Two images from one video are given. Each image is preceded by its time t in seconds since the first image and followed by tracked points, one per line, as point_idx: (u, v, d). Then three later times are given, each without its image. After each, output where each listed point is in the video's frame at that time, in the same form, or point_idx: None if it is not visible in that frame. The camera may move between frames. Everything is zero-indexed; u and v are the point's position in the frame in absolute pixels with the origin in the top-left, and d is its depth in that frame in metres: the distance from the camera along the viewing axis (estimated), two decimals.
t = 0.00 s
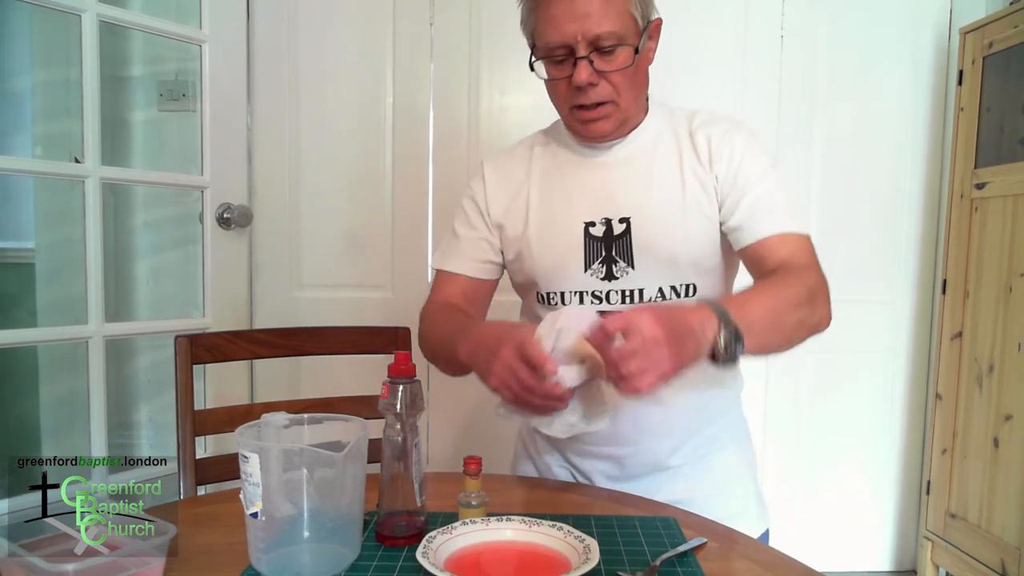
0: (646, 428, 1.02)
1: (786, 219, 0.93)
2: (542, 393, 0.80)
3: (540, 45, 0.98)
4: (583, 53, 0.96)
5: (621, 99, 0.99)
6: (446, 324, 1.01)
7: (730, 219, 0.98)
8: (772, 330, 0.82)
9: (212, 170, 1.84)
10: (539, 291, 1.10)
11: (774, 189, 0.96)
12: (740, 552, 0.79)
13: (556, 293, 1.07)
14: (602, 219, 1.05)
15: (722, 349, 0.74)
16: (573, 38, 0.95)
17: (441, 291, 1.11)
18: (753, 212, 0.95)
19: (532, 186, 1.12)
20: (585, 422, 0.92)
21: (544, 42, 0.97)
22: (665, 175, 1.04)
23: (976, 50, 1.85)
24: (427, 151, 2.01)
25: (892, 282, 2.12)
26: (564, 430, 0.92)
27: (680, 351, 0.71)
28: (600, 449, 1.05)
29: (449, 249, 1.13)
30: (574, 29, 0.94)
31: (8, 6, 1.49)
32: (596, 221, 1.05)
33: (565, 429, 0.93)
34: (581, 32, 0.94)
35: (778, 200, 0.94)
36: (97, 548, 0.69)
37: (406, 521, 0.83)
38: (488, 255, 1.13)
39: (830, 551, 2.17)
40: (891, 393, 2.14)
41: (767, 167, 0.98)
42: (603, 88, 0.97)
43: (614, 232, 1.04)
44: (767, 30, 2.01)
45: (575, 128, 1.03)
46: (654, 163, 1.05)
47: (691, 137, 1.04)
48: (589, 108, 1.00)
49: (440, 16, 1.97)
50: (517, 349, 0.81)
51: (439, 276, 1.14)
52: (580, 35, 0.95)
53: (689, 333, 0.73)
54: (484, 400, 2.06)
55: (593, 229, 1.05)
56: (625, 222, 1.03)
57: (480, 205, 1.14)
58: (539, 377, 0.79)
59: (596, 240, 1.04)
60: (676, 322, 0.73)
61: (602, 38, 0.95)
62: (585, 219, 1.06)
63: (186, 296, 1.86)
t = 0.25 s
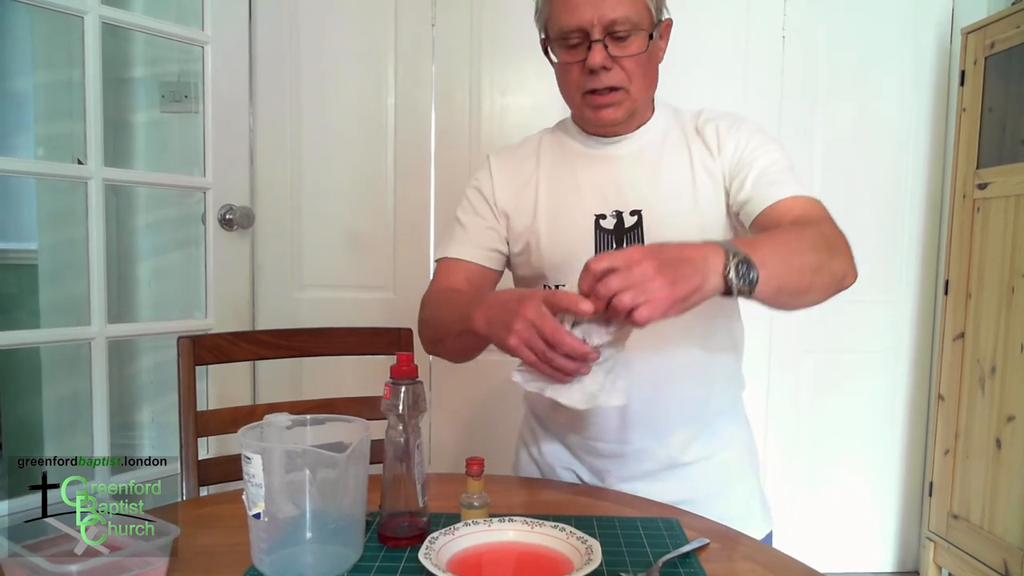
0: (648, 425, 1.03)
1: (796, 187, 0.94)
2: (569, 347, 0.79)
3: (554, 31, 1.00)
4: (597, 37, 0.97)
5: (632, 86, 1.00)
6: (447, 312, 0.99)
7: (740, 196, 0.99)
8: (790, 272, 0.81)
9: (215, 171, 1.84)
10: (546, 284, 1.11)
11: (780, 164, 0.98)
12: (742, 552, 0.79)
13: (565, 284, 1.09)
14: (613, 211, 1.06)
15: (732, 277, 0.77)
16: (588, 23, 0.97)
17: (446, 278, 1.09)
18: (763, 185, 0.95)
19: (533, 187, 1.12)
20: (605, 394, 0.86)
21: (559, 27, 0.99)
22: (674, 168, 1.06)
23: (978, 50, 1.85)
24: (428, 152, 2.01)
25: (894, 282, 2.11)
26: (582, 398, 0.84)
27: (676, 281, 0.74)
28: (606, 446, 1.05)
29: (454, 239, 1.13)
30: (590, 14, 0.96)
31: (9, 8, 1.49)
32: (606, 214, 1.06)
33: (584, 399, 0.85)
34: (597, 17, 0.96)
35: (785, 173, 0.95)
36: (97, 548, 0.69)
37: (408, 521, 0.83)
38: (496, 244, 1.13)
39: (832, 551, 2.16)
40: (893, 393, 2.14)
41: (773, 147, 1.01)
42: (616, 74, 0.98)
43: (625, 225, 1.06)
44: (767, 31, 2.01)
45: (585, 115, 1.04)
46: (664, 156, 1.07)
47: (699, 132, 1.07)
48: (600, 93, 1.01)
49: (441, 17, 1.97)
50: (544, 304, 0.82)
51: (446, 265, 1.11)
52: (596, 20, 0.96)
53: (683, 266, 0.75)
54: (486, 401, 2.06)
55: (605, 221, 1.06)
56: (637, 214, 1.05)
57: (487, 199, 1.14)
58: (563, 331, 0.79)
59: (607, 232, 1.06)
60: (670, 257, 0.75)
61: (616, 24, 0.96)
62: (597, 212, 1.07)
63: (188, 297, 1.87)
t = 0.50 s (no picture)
0: (659, 424, 1.03)
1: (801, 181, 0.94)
2: (584, 340, 0.78)
3: (564, 11, 1.02)
4: (606, 17, 0.99)
5: (637, 70, 1.00)
6: (460, 309, 0.99)
7: (745, 188, 1.00)
8: (795, 262, 0.82)
9: (216, 170, 1.84)
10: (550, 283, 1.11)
11: (784, 159, 0.98)
12: (744, 552, 0.79)
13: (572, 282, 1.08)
14: (619, 209, 1.06)
15: (735, 252, 0.77)
16: (598, 3, 0.98)
17: (459, 280, 1.08)
18: (768, 179, 0.96)
19: (535, 186, 1.12)
20: (629, 379, 0.84)
21: (570, 7, 1.01)
22: (680, 166, 1.06)
23: (979, 49, 1.84)
24: (429, 152, 2.01)
25: (895, 282, 2.11)
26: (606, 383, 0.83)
27: (679, 252, 0.75)
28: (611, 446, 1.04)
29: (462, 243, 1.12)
30: None
31: (10, 8, 1.49)
32: (613, 211, 1.07)
33: (608, 385, 0.83)
34: None
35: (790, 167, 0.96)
36: (97, 549, 0.69)
37: (410, 521, 0.83)
38: (504, 243, 1.12)
39: (833, 550, 2.16)
40: (894, 392, 2.14)
41: (778, 142, 1.01)
42: (623, 55, 0.98)
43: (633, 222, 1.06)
44: (768, 30, 2.00)
45: (587, 97, 1.03)
46: (669, 154, 1.07)
47: (706, 129, 1.07)
48: (605, 75, 1.00)
49: (442, 17, 1.97)
50: (554, 295, 0.81)
51: (455, 267, 1.11)
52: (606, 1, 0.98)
53: (687, 238, 0.76)
54: (487, 400, 2.06)
55: (611, 218, 1.06)
56: (643, 211, 1.05)
57: (493, 198, 1.14)
58: (576, 323, 0.78)
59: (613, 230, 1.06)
60: (673, 229, 0.76)
61: (627, 5, 0.98)
62: (603, 209, 1.07)
63: (189, 297, 1.87)
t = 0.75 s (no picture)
0: (660, 427, 1.02)
1: (804, 183, 0.94)
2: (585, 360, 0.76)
3: (567, 10, 1.02)
4: (608, 16, 0.99)
5: (639, 70, 1.00)
6: (466, 321, 0.98)
7: (747, 191, 1.00)
8: (801, 270, 0.82)
9: (215, 171, 1.84)
10: (551, 284, 1.11)
11: (786, 162, 0.98)
12: (742, 552, 0.79)
13: (572, 284, 1.08)
14: (620, 210, 1.07)
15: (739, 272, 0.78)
16: (601, 2, 0.99)
17: (463, 284, 1.08)
18: (770, 182, 0.96)
19: (535, 188, 1.12)
20: (630, 392, 0.84)
21: (572, 6, 1.01)
22: (682, 168, 1.06)
23: (978, 50, 1.85)
24: (429, 152, 2.01)
25: (894, 282, 2.11)
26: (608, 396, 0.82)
27: (686, 272, 0.74)
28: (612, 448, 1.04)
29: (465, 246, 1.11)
30: None
31: (9, 8, 1.49)
32: (615, 212, 1.07)
33: (608, 398, 0.83)
34: None
35: (792, 170, 0.96)
36: (97, 548, 0.69)
37: (408, 521, 0.83)
38: (506, 246, 1.12)
39: (832, 550, 2.16)
40: (894, 392, 2.14)
41: (780, 144, 1.02)
42: (625, 53, 0.99)
43: (633, 224, 1.06)
44: (767, 30, 2.01)
45: (589, 96, 1.03)
46: (671, 156, 1.07)
47: (708, 130, 1.07)
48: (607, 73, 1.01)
49: (441, 17, 1.97)
50: (555, 312, 0.79)
51: (457, 272, 1.10)
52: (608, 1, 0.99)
53: (693, 256, 0.75)
54: (487, 401, 2.06)
55: (612, 220, 1.06)
56: (644, 214, 1.06)
57: (495, 199, 1.14)
58: (577, 342, 0.76)
59: (614, 231, 1.06)
60: (679, 247, 0.75)
61: (629, 5, 0.99)
62: (604, 210, 1.07)
63: (188, 297, 1.87)
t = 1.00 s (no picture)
0: (663, 427, 1.02)
1: (802, 181, 0.94)
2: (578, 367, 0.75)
3: (567, 21, 1.00)
4: (610, 29, 0.98)
5: (644, 81, 1.00)
6: (469, 329, 0.97)
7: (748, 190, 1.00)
8: (800, 270, 0.83)
9: (216, 171, 1.84)
10: (554, 285, 1.10)
11: (788, 162, 0.98)
12: (744, 553, 0.79)
13: (575, 285, 1.08)
14: (623, 211, 1.07)
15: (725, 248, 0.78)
16: (602, 15, 0.97)
17: (466, 286, 1.08)
18: (770, 181, 0.96)
19: (537, 188, 1.12)
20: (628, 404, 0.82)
21: (572, 17, 0.99)
22: (685, 168, 1.06)
23: (980, 50, 1.84)
24: (430, 152, 2.01)
25: (896, 282, 2.11)
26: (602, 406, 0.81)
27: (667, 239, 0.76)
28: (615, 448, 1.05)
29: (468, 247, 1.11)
30: (604, 7, 0.97)
31: (11, 8, 1.49)
32: (617, 212, 1.07)
33: (604, 407, 0.82)
34: (611, 9, 0.97)
35: (792, 169, 0.96)
36: (97, 549, 0.69)
37: (410, 521, 0.83)
38: (508, 247, 1.12)
39: (833, 550, 2.16)
40: (895, 393, 2.14)
41: (783, 143, 1.01)
42: (628, 67, 0.99)
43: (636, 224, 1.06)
44: (768, 31, 2.00)
45: (593, 108, 1.04)
46: (674, 156, 1.07)
47: (712, 129, 1.07)
48: (610, 86, 1.01)
49: (442, 17, 1.97)
50: (554, 321, 0.78)
51: (459, 274, 1.11)
52: (609, 12, 0.97)
53: (677, 233, 0.78)
54: (488, 401, 2.06)
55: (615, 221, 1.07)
56: (647, 214, 1.06)
57: (497, 199, 1.13)
58: (571, 350, 0.75)
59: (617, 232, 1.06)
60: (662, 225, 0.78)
61: (630, 17, 0.97)
62: (607, 210, 1.07)
63: (189, 297, 1.87)
